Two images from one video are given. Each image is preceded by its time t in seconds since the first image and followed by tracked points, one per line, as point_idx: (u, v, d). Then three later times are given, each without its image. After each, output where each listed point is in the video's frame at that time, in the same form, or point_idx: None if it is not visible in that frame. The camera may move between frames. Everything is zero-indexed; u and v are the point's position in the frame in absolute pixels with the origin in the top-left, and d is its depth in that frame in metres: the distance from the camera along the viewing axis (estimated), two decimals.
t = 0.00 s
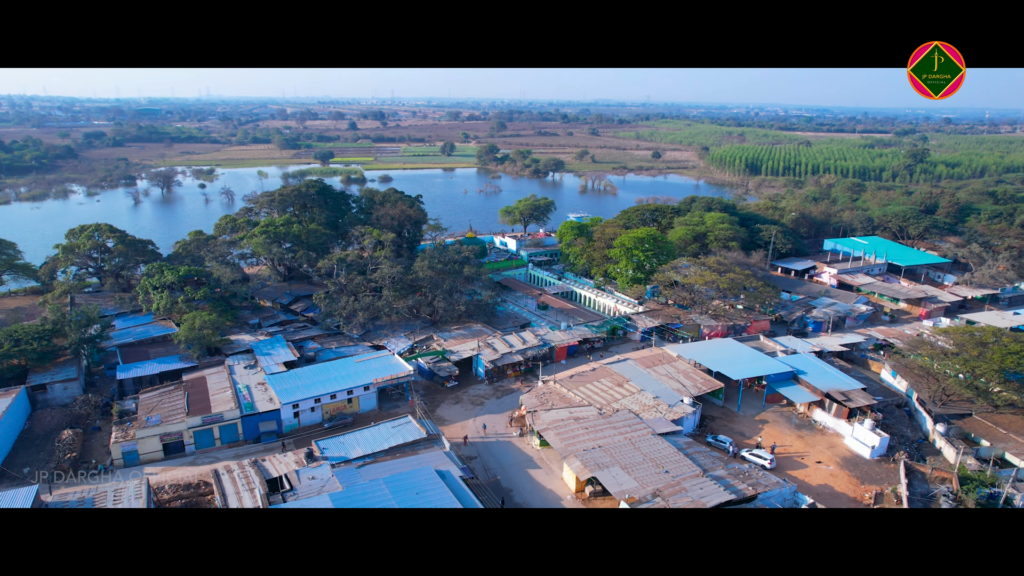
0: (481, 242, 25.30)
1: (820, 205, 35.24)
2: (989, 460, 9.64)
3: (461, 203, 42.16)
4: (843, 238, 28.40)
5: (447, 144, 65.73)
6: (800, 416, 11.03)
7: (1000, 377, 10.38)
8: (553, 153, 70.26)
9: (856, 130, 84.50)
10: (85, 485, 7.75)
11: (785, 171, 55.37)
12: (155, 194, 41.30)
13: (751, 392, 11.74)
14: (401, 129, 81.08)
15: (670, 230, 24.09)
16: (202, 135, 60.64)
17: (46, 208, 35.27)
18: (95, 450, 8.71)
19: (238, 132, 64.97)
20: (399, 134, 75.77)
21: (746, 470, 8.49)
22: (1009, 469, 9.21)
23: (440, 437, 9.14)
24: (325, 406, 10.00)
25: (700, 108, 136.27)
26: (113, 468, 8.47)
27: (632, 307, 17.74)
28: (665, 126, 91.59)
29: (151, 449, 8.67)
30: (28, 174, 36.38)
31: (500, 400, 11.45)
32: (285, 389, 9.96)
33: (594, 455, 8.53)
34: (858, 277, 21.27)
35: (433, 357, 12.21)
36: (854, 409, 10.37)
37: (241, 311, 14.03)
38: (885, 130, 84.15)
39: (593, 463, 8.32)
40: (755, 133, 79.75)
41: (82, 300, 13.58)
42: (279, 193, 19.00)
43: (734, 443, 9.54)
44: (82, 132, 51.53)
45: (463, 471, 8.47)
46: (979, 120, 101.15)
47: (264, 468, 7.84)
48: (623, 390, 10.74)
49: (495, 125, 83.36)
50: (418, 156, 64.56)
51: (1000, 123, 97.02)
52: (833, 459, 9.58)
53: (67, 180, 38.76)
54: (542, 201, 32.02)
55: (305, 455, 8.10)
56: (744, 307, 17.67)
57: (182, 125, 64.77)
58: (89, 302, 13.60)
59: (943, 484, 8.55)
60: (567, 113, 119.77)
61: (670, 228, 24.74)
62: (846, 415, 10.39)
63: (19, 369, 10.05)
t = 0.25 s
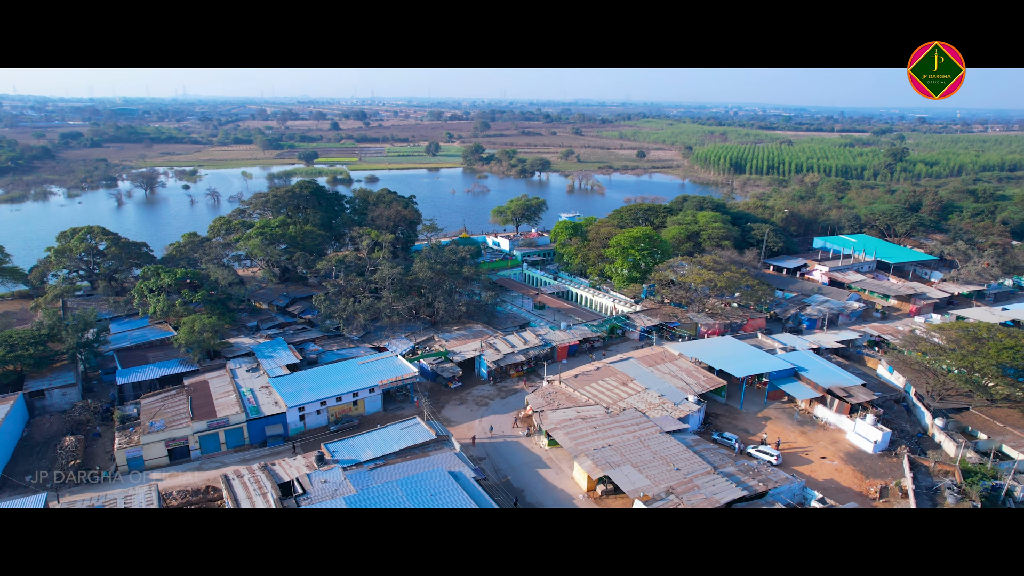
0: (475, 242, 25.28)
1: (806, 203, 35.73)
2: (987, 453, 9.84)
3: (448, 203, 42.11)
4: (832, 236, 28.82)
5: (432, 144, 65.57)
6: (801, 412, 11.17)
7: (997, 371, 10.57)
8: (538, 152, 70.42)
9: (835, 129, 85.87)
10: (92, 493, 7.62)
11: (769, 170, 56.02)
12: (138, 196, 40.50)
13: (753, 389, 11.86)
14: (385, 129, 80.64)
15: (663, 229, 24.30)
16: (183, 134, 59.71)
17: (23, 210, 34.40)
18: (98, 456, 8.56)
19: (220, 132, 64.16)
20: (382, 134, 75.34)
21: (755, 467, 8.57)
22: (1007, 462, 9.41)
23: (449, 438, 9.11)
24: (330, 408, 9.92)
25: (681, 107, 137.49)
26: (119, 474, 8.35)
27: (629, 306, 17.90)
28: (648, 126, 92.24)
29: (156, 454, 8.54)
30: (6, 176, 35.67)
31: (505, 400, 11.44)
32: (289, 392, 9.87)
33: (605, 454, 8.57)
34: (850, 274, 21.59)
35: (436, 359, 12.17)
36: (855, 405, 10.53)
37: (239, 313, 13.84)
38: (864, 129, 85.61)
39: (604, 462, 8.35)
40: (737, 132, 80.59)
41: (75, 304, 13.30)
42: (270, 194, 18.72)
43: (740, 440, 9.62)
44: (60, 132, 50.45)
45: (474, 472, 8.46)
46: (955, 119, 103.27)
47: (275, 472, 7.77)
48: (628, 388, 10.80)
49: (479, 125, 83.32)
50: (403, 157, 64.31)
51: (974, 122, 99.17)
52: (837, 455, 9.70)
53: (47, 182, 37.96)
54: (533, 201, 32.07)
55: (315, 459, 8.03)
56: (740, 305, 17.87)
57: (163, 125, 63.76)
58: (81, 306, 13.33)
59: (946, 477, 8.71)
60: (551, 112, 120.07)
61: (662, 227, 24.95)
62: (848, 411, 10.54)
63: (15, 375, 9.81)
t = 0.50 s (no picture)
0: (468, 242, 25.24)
1: (792, 201, 36.20)
2: (985, 445, 10.04)
3: (435, 203, 42.14)
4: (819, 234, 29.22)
5: (416, 144, 65.34)
6: (802, 408, 11.30)
7: (993, 367, 10.76)
8: (524, 152, 70.49)
9: (815, 130, 87.19)
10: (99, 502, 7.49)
11: (752, 169, 56.65)
12: (119, 198, 39.73)
13: (754, 386, 11.97)
14: (368, 129, 80.11)
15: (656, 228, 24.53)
16: (163, 134, 58.68)
17: None
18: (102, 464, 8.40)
19: (201, 132, 63.22)
20: (365, 134, 74.84)
21: (763, 463, 8.65)
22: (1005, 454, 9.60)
23: (458, 439, 9.08)
24: (336, 411, 9.82)
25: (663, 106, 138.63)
26: (124, 481, 8.20)
27: (626, 305, 18.07)
28: (632, 126, 92.79)
29: (162, 460, 8.41)
30: None
31: (509, 400, 11.44)
32: (295, 394, 9.77)
33: (615, 453, 8.61)
34: (840, 272, 21.96)
35: (439, 360, 12.12)
36: (855, 401, 10.70)
37: (237, 316, 13.66)
38: (843, 128, 86.97)
39: (616, 461, 8.39)
40: (720, 132, 81.39)
41: (67, 308, 13.00)
42: (262, 195, 18.55)
43: (745, 437, 9.71)
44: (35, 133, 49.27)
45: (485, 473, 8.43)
46: (930, 118, 105.34)
47: (286, 477, 7.70)
48: (632, 387, 10.86)
49: (463, 125, 83.16)
50: (388, 157, 63.98)
51: (948, 121, 101.29)
52: (840, 449, 9.83)
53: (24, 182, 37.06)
54: (524, 201, 32.08)
55: (326, 463, 7.96)
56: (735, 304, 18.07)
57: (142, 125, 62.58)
58: (74, 310, 13.05)
59: (949, 470, 8.86)
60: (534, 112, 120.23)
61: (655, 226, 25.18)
62: (849, 407, 10.69)
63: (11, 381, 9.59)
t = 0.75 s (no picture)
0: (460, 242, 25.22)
1: (779, 200, 36.63)
2: (982, 439, 10.23)
3: (421, 203, 42.19)
4: (807, 232, 29.62)
5: (401, 144, 65.07)
6: (803, 405, 11.45)
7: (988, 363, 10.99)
8: (510, 152, 70.45)
9: (797, 129, 88.29)
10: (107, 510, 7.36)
11: (737, 168, 57.19)
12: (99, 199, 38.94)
13: (755, 384, 12.10)
14: (352, 129, 79.49)
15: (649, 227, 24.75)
16: (143, 134, 57.57)
17: None
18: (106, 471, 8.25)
19: (182, 131, 62.14)
20: (348, 134, 74.25)
21: (771, 460, 8.74)
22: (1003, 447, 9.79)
23: (467, 440, 9.07)
24: (342, 414, 9.76)
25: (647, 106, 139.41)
26: (130, 488, 8.07)
27: (622, 304, 18.20)
28: (615, 125, 93.18)
29: (168, 466, 8.28)
30: None
31: (513, 401, 11.44)
32: (300, 398, 9.68)
33: (625, 452, 8.65)
34: (831, 270, 22.57)
35: (442, 361, 12.09)
36: (856, 397, 10.85)
37: (234, 319, 13.49)
38: (823, 128, 88.27)
39: (626, 460, 8.43)
40: (703, 131, 82.13)
41: (59, 312, 12.70)
42: (257, 196, 18.35)
43: (750, 434, 9.80)
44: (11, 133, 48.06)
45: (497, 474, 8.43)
46: (907, 118, 107.31)
47: (298, 481, 7.63)
48: (637, 386, 10.93)
49: (447, 125, 82.86)
50: (373, 157, 63.57)
51: (926, 120, 103.24)
52: (843, 445, 9.97)
53: None
54: (516, 201, 32.11)
55: (337, 466, 7.90)
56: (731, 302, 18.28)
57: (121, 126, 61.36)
58: (67, 313, 12.79)
59: (951, 463, 9.02)
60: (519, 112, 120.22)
61: (648, 226, 25.42)
62: (849, 403, 10.85)
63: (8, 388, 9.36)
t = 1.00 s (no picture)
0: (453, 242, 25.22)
1: (765, 199, 37.08)
2: (978, 433, 10.43)
3: (406, 203, 42.20)
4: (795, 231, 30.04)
5: (385, 144, 64.76)
6: (803, 401, 11.59)
7: (982, 359, 11.22)
8: (495, 152, 70.47)
9: (779, 129, 89.45)
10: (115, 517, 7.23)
11: (722, 168, 57.72)
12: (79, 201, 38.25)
13: (755, 381, 12.24)
14: (335, 129, 78.90)
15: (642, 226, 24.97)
16: (122, 134, 56.44)
17: None
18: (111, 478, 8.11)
19: (162, 131, 61.14)
20: (331, 135, 73.70)
21: (777, 456, 8.84)
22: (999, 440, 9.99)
23: (476, 441, 9.05)
24: (348, 417, 9.69)
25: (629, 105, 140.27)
26: (136, 495, 7.94)
27: (618, 303, 18.33)
28: (599, 125, 93.66)
29: (175, 472, 8.17)
30: None
31: (517, 401, 11.44)
32: (306, 401, 9.60)
33: (634, 450, 8.70)
34: (821, 267, 22.96)
35: (445, 362, 12.06)
36: (856, 392, 11.02)
37: (232, 322, 13.33)
38: (803, 127, 89.55)
39: (636, 458, 8.47)
40: (686, 131, 82.86)
41: (50, 316, 12.41)
42: (250, 197, 18.13)
43: (755, 430, 9.89)
44: None
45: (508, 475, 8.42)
46: (884, 117, 109.20)
47: (309, 485, 7.56)
48: (641, 385, 10.99)
49: (430, 125, 82.57)
50: (357, 158, 63.18)
51: (903, 120, 105.22)
52: (845, 440, 10.11)
53: None
54: (507, 200, 32.15)
55: (348, 469, 7.85)
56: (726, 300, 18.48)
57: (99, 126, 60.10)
58: (59, 317, 12.52)
59: (951, 457, 9.18)
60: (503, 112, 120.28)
61: (640, 225, 25.65)
62: (849, 398, 11.01)
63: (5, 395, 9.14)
